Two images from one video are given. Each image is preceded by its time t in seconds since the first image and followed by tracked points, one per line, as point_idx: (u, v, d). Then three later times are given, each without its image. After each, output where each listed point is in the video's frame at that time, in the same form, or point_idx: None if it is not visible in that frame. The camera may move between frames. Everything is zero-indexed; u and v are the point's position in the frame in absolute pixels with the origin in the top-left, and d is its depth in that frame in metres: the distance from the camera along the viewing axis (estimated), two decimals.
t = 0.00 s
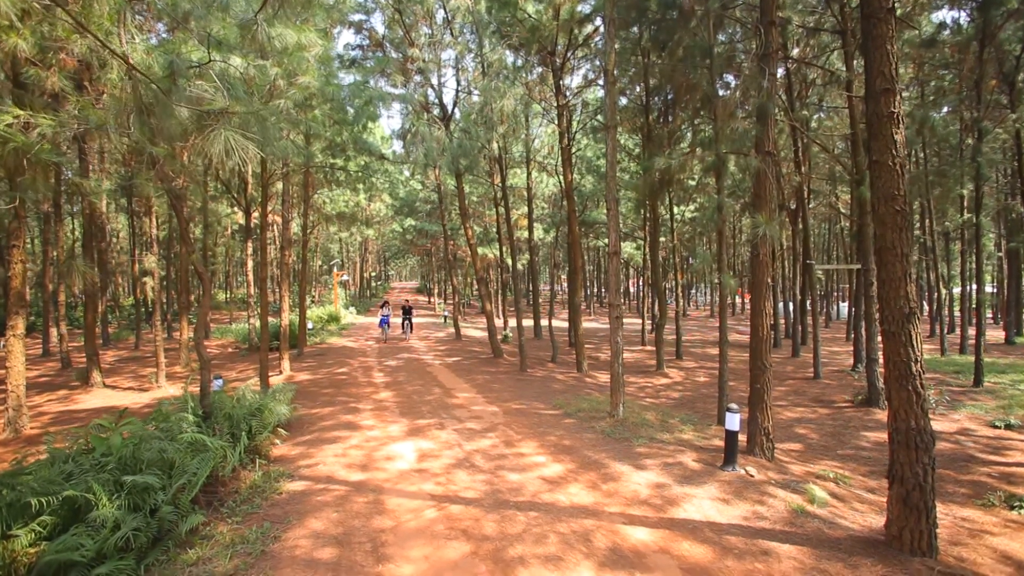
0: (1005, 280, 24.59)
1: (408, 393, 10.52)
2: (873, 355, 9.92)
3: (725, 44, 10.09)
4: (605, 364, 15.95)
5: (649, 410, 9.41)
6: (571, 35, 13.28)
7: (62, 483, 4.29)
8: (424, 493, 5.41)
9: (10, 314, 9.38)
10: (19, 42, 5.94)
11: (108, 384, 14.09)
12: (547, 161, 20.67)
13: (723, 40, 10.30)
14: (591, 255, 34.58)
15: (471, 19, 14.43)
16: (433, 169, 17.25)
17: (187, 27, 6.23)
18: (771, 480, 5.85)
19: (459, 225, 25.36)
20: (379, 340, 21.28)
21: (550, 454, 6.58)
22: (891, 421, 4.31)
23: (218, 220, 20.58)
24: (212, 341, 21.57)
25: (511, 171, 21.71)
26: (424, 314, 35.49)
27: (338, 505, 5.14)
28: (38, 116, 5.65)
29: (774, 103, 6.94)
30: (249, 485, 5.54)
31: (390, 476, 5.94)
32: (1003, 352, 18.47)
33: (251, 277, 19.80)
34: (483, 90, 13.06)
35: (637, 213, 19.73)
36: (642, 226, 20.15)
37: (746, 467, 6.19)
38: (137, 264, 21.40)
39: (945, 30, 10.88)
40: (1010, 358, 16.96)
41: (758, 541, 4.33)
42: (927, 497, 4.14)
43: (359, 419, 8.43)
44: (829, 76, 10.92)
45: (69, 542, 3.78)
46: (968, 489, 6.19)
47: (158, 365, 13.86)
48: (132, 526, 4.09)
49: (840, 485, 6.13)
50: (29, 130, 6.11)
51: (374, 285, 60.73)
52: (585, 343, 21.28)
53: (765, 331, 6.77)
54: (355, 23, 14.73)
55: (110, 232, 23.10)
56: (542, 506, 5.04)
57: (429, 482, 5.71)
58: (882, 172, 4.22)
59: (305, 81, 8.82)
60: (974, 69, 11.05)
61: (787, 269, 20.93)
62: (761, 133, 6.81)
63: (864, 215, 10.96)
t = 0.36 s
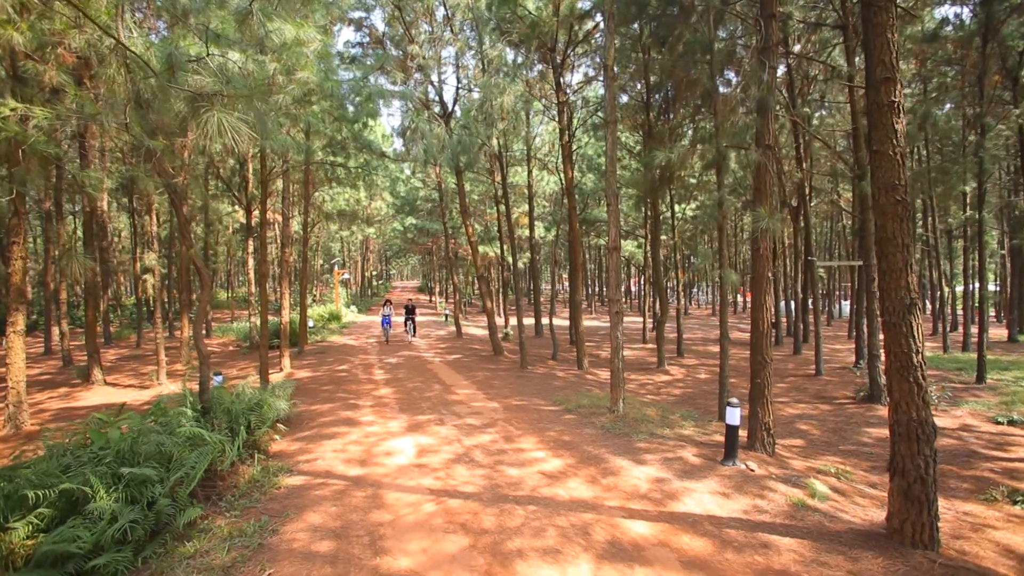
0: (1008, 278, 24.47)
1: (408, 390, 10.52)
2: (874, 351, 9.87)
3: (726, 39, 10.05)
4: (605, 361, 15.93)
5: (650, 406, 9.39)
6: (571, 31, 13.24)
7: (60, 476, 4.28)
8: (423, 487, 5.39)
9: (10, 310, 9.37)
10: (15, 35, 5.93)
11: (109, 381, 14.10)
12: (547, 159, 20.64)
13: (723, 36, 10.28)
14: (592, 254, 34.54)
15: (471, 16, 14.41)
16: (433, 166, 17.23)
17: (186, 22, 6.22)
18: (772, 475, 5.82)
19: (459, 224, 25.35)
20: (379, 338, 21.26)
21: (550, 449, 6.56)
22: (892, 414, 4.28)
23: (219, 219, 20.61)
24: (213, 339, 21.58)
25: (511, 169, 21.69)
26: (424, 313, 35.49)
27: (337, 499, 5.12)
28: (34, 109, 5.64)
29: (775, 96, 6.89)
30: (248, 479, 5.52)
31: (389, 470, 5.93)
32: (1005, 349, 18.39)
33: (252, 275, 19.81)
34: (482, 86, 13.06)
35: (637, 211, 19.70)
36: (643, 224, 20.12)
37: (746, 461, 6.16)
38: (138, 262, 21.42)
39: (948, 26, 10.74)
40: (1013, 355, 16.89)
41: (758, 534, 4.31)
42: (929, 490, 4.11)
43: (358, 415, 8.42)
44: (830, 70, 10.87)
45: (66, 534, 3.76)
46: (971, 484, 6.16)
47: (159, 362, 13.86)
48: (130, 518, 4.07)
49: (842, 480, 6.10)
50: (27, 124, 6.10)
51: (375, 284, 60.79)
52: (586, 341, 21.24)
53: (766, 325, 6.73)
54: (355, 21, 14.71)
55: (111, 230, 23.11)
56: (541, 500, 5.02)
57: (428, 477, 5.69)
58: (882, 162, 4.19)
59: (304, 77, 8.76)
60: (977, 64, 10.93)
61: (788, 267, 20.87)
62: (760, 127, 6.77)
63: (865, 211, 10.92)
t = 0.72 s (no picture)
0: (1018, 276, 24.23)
1: (412, 385, 10.52)
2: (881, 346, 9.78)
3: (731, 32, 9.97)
4: (610, 358, 15.90)
5: (654, 401, 9.35)
6: (574, 26, 13.21)
7: (63, 465, 4.28)
8: (425, 479, 5.36)
9: (16, 305, 9.39)
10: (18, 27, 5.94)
11: (115, 378, 14.17)
12: (551, 156, 20.60)
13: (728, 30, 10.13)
14: (597, 252, 34.44)
15: (474, 12, 14.40)
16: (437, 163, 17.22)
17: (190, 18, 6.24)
18: (777, 468, 5.75)
19: (464, 221, 25.33)
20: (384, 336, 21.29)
21: (553, 442, 6.52)
22: (899, 403, 4.22)
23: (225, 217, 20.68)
24: (219, 337, 21.67)
25: (516, 167, 21.67)
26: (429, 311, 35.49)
27: (338, 490, 5.11)
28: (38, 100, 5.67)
29: (779, 86, 6.83)
30: (250, 471, 5.50)
31: (391, 463, 5.91)
32: (1014, 347, 18.22)
33: (257, 272, 19.87)
34: (486, 82, 13.04)
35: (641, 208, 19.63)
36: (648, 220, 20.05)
37: (751, 454, 6.10)
38: (144, 260, 21.51)
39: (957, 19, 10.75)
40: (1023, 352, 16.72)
41: (763, 525, 4.26)
42: (937, 480, 4.05)
43: (361, 409, 8.41)
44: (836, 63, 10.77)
45: (68, 522, 3.76)
46: (980, 478, 6.09)
47: (164, 358, 13.93)
48: (132, 507, 4.06)
49: (848, 473, 6.03)
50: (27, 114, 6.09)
51: (380, 283, 60.89)
52: (591, 338, 21.21)
53: (772, 317, 6.66)
54: (358, 18, 14.71)
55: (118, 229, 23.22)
56: (543, 492, 4.98)
57: (430, 470, 5.66)
58: (888, 147, 4.13)
59: (307, 71, 8.73)
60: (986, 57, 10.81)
61: (795, 264, 20.73)
62: (765, 117, 6.71)
63: (872, 205, 10.80)
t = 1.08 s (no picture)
0: None
1: (421, 379, 10.53)
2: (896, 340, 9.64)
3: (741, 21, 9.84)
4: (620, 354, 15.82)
5: (665, 395, 9.28)
6: (582, 20, 13.14)
7: (74, 450, 4.32)
8: (433, 469, 5.34)
9: (31, 299, 9.49)
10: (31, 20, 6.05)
11: (129, 373, 14.32)
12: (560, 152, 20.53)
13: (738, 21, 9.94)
14: (607, 249, 34.30)
15: (482, 7, 14.38)
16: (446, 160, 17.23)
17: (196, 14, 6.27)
18: (789, 460, 5.67)
19: (473, 219, 25.33)
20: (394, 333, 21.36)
21: (562, 434, 6.47)
22: (916, 389, 4.13)
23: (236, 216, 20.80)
24: (230, 334, 21.84)
25: (524, 163, 21.62)
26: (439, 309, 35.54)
27: (346, 480, 5.10)
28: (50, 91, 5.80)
29: (790, 74, 6.72)
30: (258, 460, 5.51)
31: (399, 453, 5.89)
32: None
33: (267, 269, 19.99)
34: (494, 77, 13.02)
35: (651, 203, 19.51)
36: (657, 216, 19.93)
37: (763, 446, 6.01)
38: (156, 257, 21.73)
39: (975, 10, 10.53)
40: None
41: (775, 515, 4.19)
42: (955, 468, 3.96)
43: (370, 402, 8.42)
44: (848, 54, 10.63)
45: (80, 506, 3.79)
46: (1000, 472, 5.96)
47: (177, 354, 14.05)
48: (141, 492, 4.08)
49: (863, 466, 5.93)
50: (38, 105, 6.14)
51: (390, 282, 61.09)
52: (601, 335, 21.14)
53: (783, 308, 6.56)
54: (366, 15, 14.73)
55: (131, 227, 23.47)
56: (551, 481, 4.94)
57: (438, 460, 5.63)
58: (903, 128, 4.04)
59: (314, 64, 8.73)
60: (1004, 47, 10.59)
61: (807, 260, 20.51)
62: (775, 104, 6.62)
63: (886, 196, 10.64)
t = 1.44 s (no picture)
0: None
1: (435, 373, 10.53)
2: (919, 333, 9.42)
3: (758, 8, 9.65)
4: (635, 350, 15.70)
5: (681, 389, 9.17)
6: (595, 12, 13.01)
7: (94, 433, 4.37)
8: (447, 458, 5.31)
9: (55, 292, 9.64)
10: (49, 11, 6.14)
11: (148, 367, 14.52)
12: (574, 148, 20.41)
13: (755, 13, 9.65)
14: (621, 247, 34.09)
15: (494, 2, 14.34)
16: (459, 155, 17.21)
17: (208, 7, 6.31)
18: (810, 451, 5.54)
19: (486, 217, 25.30)
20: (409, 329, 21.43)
21: (577, 425, 6.40)
22: (943, 374, 3.99)
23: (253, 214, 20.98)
24: (247, 331, 22.08)
25: (538, 160, 21.56)
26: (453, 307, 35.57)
27: (360, 467, 5.09)
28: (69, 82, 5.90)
29: (809, 57, 6.58)
30: (273, 448, 5.51)
31: (412, 442, 5.87)
32: None
33: (283, 266, 20.17)
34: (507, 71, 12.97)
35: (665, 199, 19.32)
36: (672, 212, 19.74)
37: (782, 437, 5.89)
38: (175, 254, 22.02)
39: None
40: None
41: (796, 504, 4.09)
42: (986, 455, 3.83)
43: (384, 395, 8.43)
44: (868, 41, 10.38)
45: (99, 488, 3.84)
46: None
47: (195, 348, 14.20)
48: (159, 475, 4.11)
49: (886, 458, 5.78)
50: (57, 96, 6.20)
51: (404, 281, 61.40)
52: (615, 332, 21.02)
53: (802, 296, 6.43)
54: (380, 12, 14.75)
55: (151, 225, 23.81)
56: (566, 469, 4.87)
57: (452, 449, 5.60)
58: (929, 103, 3.92)
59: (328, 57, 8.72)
60: None
61: (825, 255, 20.17)
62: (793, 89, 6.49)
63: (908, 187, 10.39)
